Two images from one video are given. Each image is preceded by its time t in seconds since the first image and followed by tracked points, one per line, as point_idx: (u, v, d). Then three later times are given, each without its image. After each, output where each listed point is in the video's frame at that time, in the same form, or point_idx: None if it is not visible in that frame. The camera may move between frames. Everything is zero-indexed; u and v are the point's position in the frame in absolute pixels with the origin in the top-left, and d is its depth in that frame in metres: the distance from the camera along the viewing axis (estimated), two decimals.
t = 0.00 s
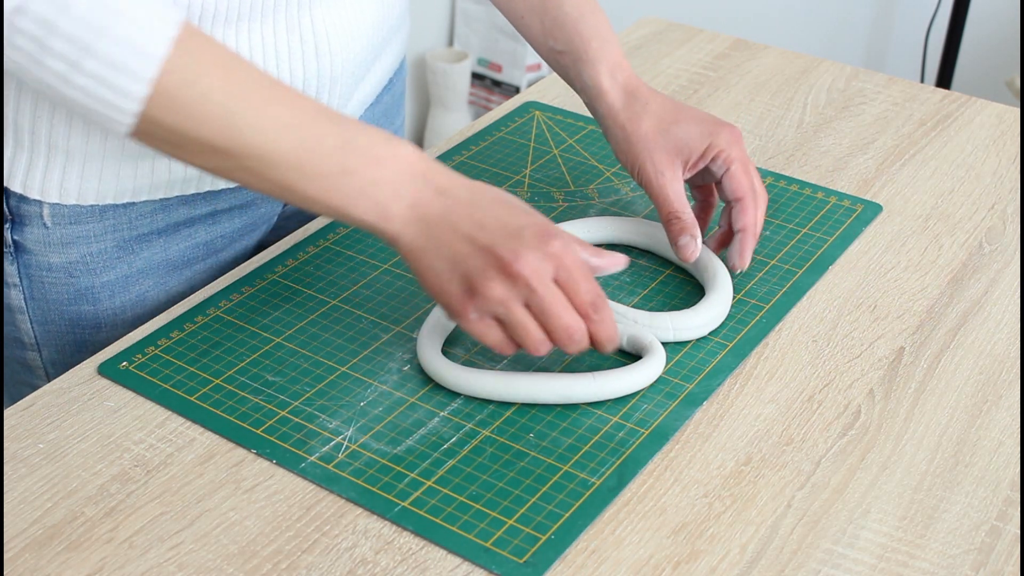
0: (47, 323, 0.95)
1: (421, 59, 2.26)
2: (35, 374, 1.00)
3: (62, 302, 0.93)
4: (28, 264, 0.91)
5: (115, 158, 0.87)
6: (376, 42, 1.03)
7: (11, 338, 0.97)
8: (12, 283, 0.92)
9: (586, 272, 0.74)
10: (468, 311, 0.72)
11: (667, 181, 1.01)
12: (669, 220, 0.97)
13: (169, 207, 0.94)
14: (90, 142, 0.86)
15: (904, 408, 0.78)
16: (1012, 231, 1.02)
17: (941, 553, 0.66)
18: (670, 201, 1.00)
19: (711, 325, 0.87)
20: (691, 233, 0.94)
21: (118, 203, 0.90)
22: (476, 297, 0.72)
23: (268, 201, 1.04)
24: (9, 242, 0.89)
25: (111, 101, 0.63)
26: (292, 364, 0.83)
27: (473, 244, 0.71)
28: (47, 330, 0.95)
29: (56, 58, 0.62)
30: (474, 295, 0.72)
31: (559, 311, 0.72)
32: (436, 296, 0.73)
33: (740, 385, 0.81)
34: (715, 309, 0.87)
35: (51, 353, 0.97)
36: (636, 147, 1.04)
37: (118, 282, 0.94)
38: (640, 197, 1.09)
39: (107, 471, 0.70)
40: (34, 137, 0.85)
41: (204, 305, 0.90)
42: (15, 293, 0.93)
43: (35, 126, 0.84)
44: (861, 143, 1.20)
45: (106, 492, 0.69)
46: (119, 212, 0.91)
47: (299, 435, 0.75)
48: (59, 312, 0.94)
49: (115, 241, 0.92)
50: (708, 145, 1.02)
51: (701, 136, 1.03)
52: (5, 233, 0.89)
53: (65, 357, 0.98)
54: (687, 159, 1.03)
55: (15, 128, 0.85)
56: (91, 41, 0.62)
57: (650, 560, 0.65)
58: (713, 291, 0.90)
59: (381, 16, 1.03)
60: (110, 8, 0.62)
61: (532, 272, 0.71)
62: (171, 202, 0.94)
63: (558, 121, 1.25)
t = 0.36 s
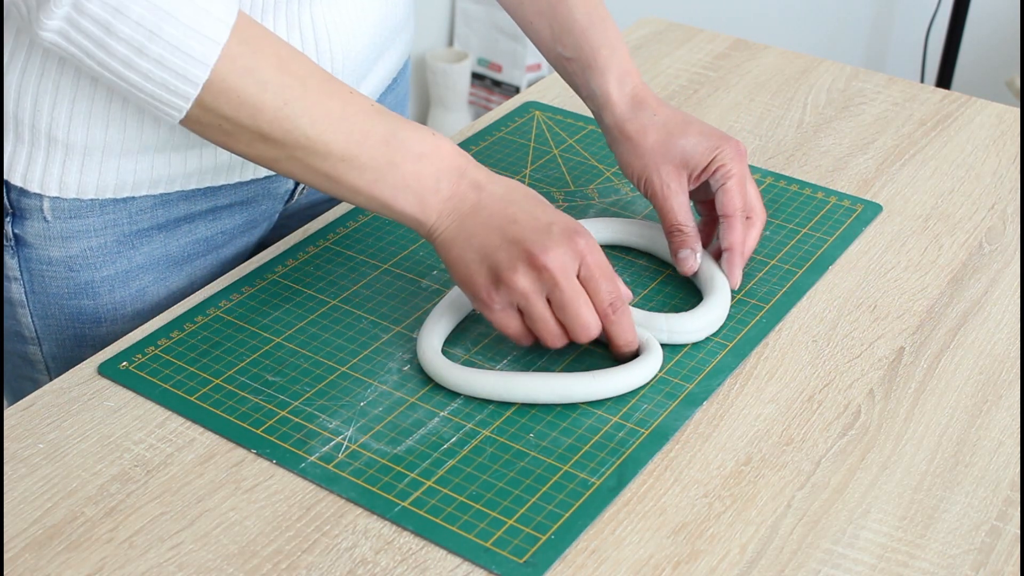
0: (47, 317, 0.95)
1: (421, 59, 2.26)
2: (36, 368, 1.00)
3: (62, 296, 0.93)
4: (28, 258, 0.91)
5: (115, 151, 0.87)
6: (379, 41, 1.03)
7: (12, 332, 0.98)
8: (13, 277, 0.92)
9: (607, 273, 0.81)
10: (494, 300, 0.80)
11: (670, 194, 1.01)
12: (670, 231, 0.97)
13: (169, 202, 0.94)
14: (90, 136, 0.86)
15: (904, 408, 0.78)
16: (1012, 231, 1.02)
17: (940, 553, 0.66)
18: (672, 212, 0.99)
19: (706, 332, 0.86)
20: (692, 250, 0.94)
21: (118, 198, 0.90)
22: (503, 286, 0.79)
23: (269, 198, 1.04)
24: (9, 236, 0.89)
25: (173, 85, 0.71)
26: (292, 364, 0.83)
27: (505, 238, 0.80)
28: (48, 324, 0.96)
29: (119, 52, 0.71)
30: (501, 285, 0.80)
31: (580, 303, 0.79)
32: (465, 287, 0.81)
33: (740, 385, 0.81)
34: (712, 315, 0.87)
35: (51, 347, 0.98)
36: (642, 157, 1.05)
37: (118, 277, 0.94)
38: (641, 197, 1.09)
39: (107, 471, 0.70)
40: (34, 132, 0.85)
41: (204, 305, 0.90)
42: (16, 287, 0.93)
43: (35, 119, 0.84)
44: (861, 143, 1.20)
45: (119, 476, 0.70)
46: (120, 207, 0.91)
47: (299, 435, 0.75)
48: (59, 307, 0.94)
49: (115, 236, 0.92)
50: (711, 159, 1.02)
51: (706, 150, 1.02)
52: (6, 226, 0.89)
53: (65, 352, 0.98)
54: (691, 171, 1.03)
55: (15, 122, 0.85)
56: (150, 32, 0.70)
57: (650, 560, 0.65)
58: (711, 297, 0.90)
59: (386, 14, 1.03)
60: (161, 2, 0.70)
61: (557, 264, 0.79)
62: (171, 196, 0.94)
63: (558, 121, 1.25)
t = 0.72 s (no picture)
0: (48, 317, 0.95)
1: (421, 59, 2.26)
2: (37, 368, 1.00)
3: (63, 296, 0.93)
4: (30, 257, 0.91)
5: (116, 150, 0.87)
6: (380, 40, 1.03)
7: (13, 331, 0.98)
8: (13, 276, 0.92)
9: (600, 272, 0.81)
10: (486, 299, 0.81)
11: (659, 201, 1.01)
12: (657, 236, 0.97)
13: (170, 202, 0.94)
14: (91, 135, 0.86)
15: (904, 408, 0.78)
16: (1012, 231, 1.02)
17: (940, 553, 0.66)
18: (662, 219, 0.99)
19: (698, 342, 0.85)
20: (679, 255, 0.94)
21: (119, 197, 0.90)
22: (494, 286, 0.80)
23: (270, 198, 1.04)
24: (10, 235, 0.89)
25: (168, 84, 0.71)
26: (292, 364, 0.83)
27: (496, 238, 0.80)
28: (49, 324, 0.96)
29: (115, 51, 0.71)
30: (492, 285, 0.80)
31: (570, 303, 0.80)
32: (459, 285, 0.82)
33: (740, 385, 0.81)
34: (704, 325, 0.85)
35: (52, 347, 0.98)
36: (636, 160, 1.05)
37: (118, 276, 0.94)
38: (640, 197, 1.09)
39: (107, 471, 0.70)
40: (34, 131, 0.85)
41: (204, 305, 0.90)
42: (16, 286, 0.93)
43: (36, 118, 0.84)
44: (861, 143, 1.20)
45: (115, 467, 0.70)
46: (120, 207, 0.91)
47: (299, 435, 0.75)
48: (60, 306, 0.94)
49: (116, 235, 0.92)
50: (702, 167, 1.01)
51: (697, 158, 1.02)
52: (7, 226, 0.89)
53: (66, 351, 0.98)
54: (682, 176, 1.02)
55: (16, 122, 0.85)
56: (145, 32, 0.70)
57: (650, 560, 0.65)
58: (700, 305, 0.88)
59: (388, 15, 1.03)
60: (156, 2, 0.70)
61: (547, 266, 0.79)
62: (172, 196, 0.94)
63: (558, 121, 1.25)
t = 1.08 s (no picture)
0: (49, 319, 0.95)
1: (421, 59, 2.25)
2: (39, 372, 1.00)
3: (65, 299, 0.94)
4: (31, 260, 0.91)
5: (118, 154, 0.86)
6: (378, 40, 1.03)
7: (13, 334, 0.98)
8: (15, 279, 0.92)
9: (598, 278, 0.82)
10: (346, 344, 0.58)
11: (662, 164, 1.03)
12: (672, 196, 1.01)
13: (173, 206, 0.94)
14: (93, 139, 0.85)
15: (904, 408, 0.78)
16: (1012, 231, 1.02)
17: (941, 553, 0.66)
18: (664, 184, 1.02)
19: (698, 341, 0.85)
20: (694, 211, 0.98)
21: (121, 200, 0.90)
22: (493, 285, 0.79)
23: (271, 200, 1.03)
24: (11, 239, 0.89)
25: None
26: (292, 364, 0.83)
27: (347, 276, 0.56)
28: (51, 327, 0.96)
29: None
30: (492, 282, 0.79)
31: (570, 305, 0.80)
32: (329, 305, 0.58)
33: (740, 385, 0.81)
34: (704, 325, 0.85)
35: (54, 351, 0.98)
36: (642, 130, 1.06)
37: (120, 280, 0.94)
38: (641, 197, 1.09)
39: (107, 471, 0.70)
40: (35, 136, 0.84)
41: (204, 305, 0.90)
42: (18, 289, 0.93)
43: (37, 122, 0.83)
44: (861, 143, 1.20)
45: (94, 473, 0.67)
46: (122, 210, 0.91)
47: (299, 434, 0.75)
48: (62, 309, 0.94)
49: (118, 239, 0.92)
50: (709, 136, 1.02)
51: (703, 127, 1.03)
52: (8, 229, 0.89)
53: (68, 355, 0.98)
54: (688, 142, 1.03)
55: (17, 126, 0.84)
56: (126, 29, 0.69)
57: (650, 560, 0.65)
58: (700, 305, 0.88)
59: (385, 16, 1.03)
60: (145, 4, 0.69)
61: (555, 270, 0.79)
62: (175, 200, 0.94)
63: (558, 121, 1.25)
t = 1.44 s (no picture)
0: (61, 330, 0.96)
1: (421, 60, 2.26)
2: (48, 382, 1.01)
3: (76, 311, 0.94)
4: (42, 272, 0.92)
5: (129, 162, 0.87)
6: (388, 43, 1.03)
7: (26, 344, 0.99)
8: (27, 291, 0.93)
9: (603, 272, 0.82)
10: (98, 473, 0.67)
11: (605, 101, 1.19)
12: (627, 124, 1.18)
13: (184, 216, 0.95)
14: (103, 148, 0.86)
15: (904, 409, 0.78)
16: (1012, 231, 1.02)
17: (941, 553, 0.66)
18: (612, 115, 1.19)
19: (699, 340, 0.85)
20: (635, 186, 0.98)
21: (132, 212, 0.91)
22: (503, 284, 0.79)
23: (282, 209, 1.03)
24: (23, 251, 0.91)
25: None
26: (292, 364, 0.83)
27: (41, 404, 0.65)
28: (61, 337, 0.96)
29: None
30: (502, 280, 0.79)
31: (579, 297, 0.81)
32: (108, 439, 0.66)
33: (740, 385, 0.81)
34: (705, 324, 0.85)
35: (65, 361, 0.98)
36: (576, 81, 1.20)
37: (130, 291, 0.95)
38: (641, 197, 1.09)
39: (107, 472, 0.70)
40: (47, 147, 0.85)
41: (204, 305, 0.90)
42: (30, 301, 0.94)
43: (48, 133, 0.84)
44: (861, 143, 1.20)
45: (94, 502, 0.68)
46: (133, 221, 0.91)
47: (299, 434, 0.75)
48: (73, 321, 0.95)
49: (128, 250, 0.93)
50: (625, 63, 1.21)
51: (617, 58, 1.21)
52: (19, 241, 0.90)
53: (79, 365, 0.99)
54: (611, 77, 1.21)
55: (28, 138, 0.85)
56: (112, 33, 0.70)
57: (650, 560, 0.65)
58: (701, 304, 0.88)
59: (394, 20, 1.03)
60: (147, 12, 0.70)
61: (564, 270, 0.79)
62: (186, 211, 0.94)
63: (558, 121, 1.25)
